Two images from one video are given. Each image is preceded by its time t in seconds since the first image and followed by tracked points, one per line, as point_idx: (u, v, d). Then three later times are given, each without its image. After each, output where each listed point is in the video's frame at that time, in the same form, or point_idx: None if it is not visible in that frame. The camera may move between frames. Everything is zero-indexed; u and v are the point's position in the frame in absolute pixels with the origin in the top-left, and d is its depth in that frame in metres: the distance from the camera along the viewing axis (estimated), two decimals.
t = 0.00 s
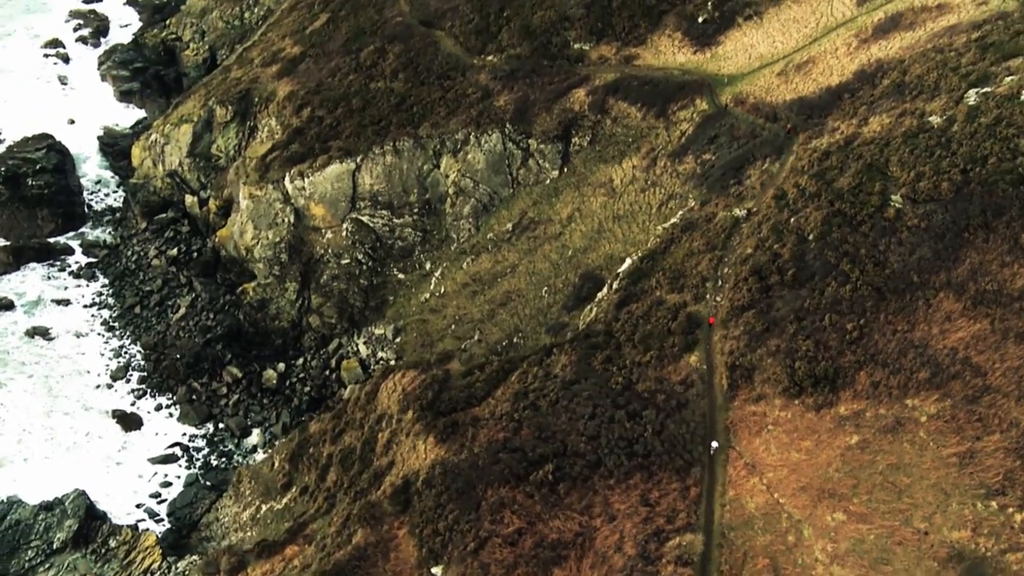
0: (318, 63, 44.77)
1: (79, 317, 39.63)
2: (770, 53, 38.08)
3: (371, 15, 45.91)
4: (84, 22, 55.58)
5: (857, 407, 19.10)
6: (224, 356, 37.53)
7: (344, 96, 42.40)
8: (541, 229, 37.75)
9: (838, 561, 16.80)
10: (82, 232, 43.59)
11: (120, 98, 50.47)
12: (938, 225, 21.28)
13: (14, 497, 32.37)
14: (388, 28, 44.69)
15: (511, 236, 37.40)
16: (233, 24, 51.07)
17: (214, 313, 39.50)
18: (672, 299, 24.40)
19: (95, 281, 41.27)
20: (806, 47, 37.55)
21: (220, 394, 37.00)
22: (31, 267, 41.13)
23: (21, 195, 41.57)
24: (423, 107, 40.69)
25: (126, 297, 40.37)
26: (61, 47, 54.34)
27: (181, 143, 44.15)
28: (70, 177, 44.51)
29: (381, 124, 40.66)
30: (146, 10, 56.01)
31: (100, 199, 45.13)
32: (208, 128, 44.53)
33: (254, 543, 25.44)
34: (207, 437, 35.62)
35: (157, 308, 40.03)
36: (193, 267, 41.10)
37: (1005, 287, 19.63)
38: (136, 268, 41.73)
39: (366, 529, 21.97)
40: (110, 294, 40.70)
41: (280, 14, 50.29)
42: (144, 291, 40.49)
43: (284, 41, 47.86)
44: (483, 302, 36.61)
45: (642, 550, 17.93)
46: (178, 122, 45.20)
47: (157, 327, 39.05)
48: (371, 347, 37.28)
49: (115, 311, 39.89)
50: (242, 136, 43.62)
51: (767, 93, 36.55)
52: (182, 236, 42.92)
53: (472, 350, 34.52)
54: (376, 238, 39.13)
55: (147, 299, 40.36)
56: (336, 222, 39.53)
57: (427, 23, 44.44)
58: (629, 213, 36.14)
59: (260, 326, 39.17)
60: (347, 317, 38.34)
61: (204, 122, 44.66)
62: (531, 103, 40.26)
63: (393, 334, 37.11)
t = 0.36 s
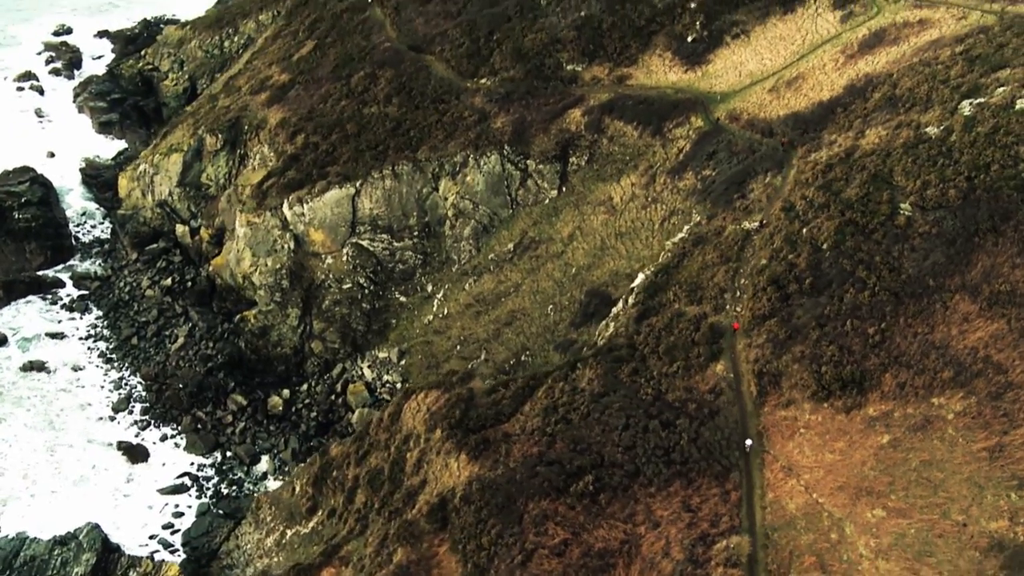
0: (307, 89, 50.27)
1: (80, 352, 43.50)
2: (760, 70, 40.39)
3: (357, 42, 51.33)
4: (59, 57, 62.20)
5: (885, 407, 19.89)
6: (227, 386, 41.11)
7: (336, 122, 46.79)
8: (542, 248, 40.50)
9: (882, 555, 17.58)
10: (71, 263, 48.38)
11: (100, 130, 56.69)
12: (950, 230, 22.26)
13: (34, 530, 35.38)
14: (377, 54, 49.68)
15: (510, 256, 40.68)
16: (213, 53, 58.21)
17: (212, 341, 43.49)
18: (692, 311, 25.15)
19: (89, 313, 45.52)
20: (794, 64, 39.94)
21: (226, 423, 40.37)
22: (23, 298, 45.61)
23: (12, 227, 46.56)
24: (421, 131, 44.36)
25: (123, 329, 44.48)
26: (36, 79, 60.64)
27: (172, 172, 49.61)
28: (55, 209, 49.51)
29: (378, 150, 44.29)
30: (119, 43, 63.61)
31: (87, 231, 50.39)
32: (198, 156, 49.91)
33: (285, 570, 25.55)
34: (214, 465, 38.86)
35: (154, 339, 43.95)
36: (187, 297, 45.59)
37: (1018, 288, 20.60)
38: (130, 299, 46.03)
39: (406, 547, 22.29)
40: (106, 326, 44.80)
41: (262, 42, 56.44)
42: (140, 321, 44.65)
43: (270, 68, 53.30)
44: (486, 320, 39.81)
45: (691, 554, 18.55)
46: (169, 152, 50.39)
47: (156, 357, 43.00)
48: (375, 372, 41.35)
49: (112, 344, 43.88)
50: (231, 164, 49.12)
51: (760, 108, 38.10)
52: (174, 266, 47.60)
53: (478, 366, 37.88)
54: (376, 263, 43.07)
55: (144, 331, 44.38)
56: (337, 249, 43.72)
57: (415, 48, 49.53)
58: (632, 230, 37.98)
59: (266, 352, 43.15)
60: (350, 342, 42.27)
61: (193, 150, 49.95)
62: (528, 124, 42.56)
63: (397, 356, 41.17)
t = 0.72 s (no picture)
0: (299, 116, 51.98)
1: (81, 385, 44.45)
2: (752, 89, 41.79)
3: (348, 69, 53.65)
4: (36, 90, 65.67)
5: (912, 410, 20.73)
6: (233, 414, 41.85)
7: (333, 149, 47.89)
8: (547, 268, 41.14)
9: (923, 552, 18.47)
10: (64, 295, 49.87)
11: (84, 161, 59.18)
12: (962, 239, 23.27)
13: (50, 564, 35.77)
14: (369, 81, 51.57)
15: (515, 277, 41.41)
16: (196, 83, 61.14)
17: (214, 369, 44.28)
18: (712, 324, 25.86)
19: (87, 346, 46.70)
20: (786, 82, 41.42)
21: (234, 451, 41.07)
22: (20, 332, 46.94)
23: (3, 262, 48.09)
24: (421, 155, 45.03)
25: (123, 359, 45.48)
26: (15, 113, 63.54)
27: (166, 204, 51.22)
28: (45, 243, 51.02)
29: (380, 174, 45.03)
30: (97, 74, 66.85)
31: (79, 263, 52.14)
32: (191, 186, 51.54)
33: None
34: (225, 493, 39.54)
35: (156, 369, 44.96)
36: (186, 325, 46.58)
37: None
38: (127, 330, 47.17)
39: (447, 565, 22.63)
40: (105, 357, 45.93)
41: (247, 71, 59.22)
42: (140, 351, 45.72)
43: (260, 97, 55.54)
44: (494, 340, 40.45)
45: (737, 559, 19.30)
46: (162, 182, 52.31)
47: (157, 386, 44.03)
48: (382, 396, 41.82)
49: (113, 375, 44.92)
50: (224, 193, 50.84)
51: (756, 126, 39.31)
52: (171, 295, 48.84)
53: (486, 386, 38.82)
54: (380, 287, 43.61)
55: (144, 360, 45.37)
56: (338, 274, 44.25)
57: (408, 74, 51.14)
58: (636, 248, 38.79)
59: (270, 381, 43.68)
60: (355, 365, 42.82)
61: (187, 180, 51.69)
62: (528, 147, 43.29)
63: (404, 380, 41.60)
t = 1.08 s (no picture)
0: (297, 142, 52.60)
1: (86, 416, 44.31)
2: (750, 108, 43.19)
3: (343, 95, 54.59)
4: (20, 123, 66.01)
5: (940, 415, 21.70)
6: (245, 441, 41.99)
7: (335, 176, 48.34)
8: (554, 289, 41.78)
9: (961, 550, 19.25)
10: (62, 327, 49.78)
11: (74, 194, 59.39)
12: (977, 249, 24.54)
13: None
14: (366, 108, 52.20)
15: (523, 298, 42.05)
16: (186, 113, 61.58)
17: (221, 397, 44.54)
18: (735, 338, 26.62)
19: (90, 377, 46.64)
20: (782, 101, 42.86)
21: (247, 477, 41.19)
22: (20, 365, 46.72)
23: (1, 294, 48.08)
24: (425, 180, 45.62)
25: (128, 390, 45.51)
26: None
27: (165, 233, 51.28)
28: (40, 275, 51.10)
29: (385, 200, 45.48)
30: (80, 107, 67.10)
31: (76, 294, 52.11)
32: (190, 215, 51.71)
33: None
34: (240, 519, 39.63)
35: (162, 398, 45.05)
36: (190, 354, 46.77)
37: None
38: (130, 361, 47.23)
39: None
40: (109, 389, 45.90)
41: (239, 100, 59.75)
42: (145, 382, 45.80)
43: (256, 125, 56.04)
44: (504, 361, 40.95)
45: (782, 563, 19.89)
46: (162, 211, 52.54)
47: (165, 415, 44.07)
48: (394, 419, 42.02)
49: (118, 406, 44.90)
50: (222, 221, 50.92)
51: (757, 145, 40.58)
52: (172, 324, 49.00)
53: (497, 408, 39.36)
54: (388, 311, 43.87)
55: (149, 390, 45.44)
56: (346, 299, 44.47)
57: (407, 100, 51.95)
58: (644, 267, 39.56)
59: (280, 407, 43.87)
60: (365, 390, 42.97)
61: (186, 209, 51.88)
62: (533, 170, 44.07)
63: (415, 403, 41.88)
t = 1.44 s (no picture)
0: (299, 170, 53.04)
1: (95, 447, 44.08)
2: (750, 129, 44.36)
3: (344, 123, 55.15)
4: (5, 155, 65.54)
5: (967, 420, 22.77)
6: (259, 468, 42.16)
7: (341, 203, 48.82)
8: (565, 310, 42.48)
9: (1000, 550, 20.31)
10: (64, 359, 49.51)
11: (64, 225, 59.25)
12: (991, 261, 25.69)
13: None
14: (368, 135, 52.70)
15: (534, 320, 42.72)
16: (179, 143, 61.83)
17: (232, 426, 44.58)
18: (758, 352, 27.39)
19: (97, 408, 46.41)
20: (781, 122, 44.10)
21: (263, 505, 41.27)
22: (25, 399, 46.46)
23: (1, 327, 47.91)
24: (432, 206, 46.29)
25: (136, 420, 45.31)
26: None
27: (167, 263, 51.31)
28: (39, 307, 50.83)
29: (394, 226, 46.07)
30: (65, 137, 67.51)
31: (77, 325, 51.85)
32: (193, 244, 51.83)
33: None
34: (259, 546, 39.74)
35: (171, 427, 44.93)
36: (197, 384, 46.81)
37: None
38: (137, 391, 47.11)
39: None
40: (116, 419, 45.68)
41: (235, 128, 60.08)
42: (153, 412, 45.66)
43: (256, 153, 56.40)
44: (517, 383, 41.52)
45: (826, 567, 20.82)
46: (163, 241, 52.42)
47: (175, 445, 43.96)
48: (409, 443, 42.38)
49: (128, 436, 44.72)
50: (226, 249, 51.07)
51: (760, 164, 41.77)
52: (177, 353, 49.06)
53: (513, 430, 40.01)
54: (399, 335, 44.14)
55: (158, 421, 45.30)
56: (357, 324, 44.80)
57: (408, 126, 52.56)
58: (655, 286, 40.44)
59: (293, 434, 44.09)
60: (378, 416, 43.18)
61: (188, 238, 51.94)
62: (540, 193, 44.92)
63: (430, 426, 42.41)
